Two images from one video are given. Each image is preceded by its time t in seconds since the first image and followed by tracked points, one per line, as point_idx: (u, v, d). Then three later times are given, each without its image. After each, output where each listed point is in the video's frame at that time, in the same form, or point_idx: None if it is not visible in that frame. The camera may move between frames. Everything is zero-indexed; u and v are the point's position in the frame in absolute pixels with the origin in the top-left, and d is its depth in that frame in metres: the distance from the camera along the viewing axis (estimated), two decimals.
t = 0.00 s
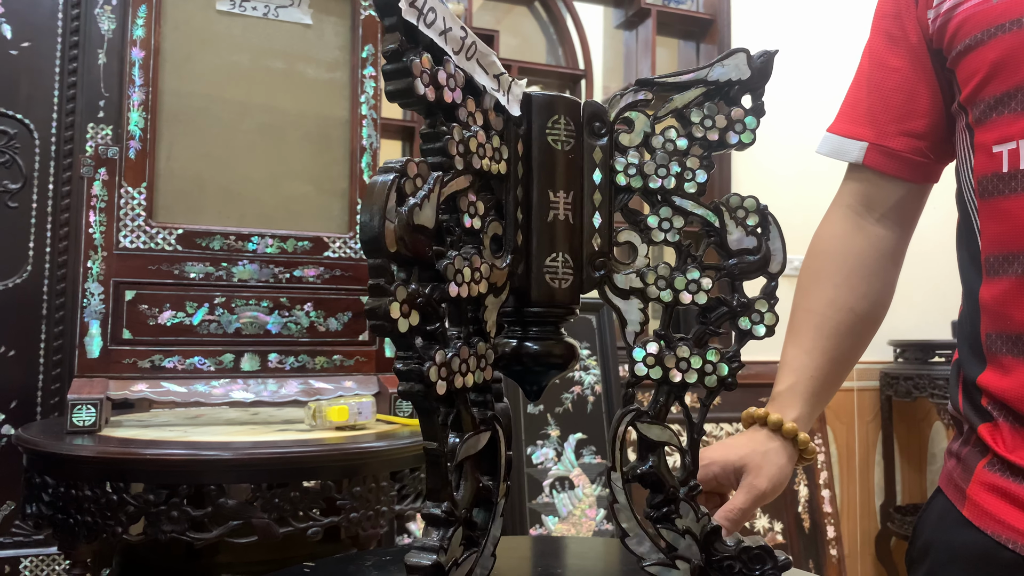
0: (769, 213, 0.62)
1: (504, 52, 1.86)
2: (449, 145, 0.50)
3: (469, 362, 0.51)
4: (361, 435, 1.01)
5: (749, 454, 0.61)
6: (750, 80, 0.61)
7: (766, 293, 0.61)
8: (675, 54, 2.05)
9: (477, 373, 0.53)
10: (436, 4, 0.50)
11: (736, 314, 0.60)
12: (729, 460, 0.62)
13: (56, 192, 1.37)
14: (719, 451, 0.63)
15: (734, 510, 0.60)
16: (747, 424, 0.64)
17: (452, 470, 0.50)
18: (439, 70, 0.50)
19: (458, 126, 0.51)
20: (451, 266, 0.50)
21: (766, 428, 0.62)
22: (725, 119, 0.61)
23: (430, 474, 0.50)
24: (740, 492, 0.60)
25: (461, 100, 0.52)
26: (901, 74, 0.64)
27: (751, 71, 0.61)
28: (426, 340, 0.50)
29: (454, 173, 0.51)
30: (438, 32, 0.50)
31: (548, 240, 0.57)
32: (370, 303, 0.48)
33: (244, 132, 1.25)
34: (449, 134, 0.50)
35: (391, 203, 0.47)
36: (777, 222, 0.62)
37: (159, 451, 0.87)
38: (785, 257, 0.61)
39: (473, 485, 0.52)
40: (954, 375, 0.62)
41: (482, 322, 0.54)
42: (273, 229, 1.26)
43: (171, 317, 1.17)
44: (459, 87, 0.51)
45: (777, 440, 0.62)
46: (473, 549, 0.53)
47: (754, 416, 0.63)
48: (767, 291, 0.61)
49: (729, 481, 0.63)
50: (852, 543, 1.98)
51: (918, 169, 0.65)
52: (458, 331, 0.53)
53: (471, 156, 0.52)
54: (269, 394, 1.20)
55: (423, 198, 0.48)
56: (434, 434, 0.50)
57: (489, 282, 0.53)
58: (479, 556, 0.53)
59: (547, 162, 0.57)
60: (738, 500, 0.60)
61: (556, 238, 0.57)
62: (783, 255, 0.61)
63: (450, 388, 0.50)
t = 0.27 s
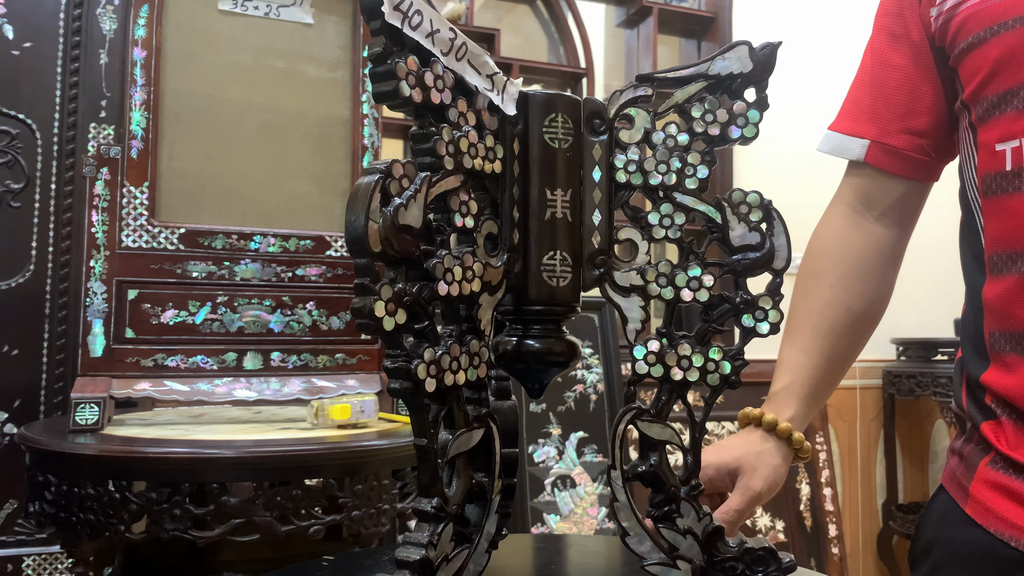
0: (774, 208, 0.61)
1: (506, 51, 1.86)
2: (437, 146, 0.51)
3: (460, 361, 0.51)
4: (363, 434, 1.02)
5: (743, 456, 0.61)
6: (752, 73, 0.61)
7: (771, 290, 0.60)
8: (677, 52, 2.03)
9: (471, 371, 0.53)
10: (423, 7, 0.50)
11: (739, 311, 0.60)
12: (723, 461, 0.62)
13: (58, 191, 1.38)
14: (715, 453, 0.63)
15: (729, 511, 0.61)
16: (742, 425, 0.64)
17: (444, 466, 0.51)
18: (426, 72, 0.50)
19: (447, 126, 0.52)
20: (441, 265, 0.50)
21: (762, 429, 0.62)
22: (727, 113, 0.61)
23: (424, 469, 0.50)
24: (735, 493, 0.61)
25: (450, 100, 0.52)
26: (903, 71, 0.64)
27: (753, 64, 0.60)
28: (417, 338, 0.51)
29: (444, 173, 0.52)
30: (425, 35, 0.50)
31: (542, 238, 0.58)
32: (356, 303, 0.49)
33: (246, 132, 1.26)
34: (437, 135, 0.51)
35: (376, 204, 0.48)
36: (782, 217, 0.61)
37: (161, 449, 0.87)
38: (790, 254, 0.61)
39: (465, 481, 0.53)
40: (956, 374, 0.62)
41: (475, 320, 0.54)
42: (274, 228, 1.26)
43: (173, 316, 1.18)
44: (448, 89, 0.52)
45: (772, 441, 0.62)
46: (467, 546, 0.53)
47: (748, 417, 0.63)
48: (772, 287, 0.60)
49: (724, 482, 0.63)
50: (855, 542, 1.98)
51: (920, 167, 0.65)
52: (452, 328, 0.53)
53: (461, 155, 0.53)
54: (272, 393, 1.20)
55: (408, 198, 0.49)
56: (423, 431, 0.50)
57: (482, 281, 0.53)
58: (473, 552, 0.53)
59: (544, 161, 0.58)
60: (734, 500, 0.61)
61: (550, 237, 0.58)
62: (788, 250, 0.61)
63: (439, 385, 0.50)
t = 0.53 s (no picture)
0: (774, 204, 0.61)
1: (504, 49, 1.86)
2: (425, 145, 0.51)
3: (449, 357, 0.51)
4: (361, 431, 1.02)
5: (749, 450, 0.62)
6: (752, 65, 0.60)
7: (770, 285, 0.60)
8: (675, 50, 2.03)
9: (462, 368, 0.53)
10: (410, 8, 0.51)
11: (737, 309, 0.59)
12: (729, 455, 0.62)
13: (56, 189, 1.37)
14: (718, 447, 0.63)
15: (734, 505, 0.60)
16: (746, 419, 0.64)
17: (435, 461, 0.51)
18: (413, 72, 0.51)
19: (436, 125, 0.52)
20: (427, 263, 0.51)
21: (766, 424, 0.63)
22: (725, 107, 0.61)
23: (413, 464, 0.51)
24: (739, 488, 0.60)
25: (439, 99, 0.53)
26: (902, 68, 0.64)
27: (751, 57, 0.60)
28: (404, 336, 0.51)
29: (432, 171, 0.52)
30: (412, 35, 0.51)
31: (537, 235, 0.57)
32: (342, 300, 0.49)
33: (242, 129, 1.26)
34: (425, 133, 0.52)
35: (360, 202, 0.49)
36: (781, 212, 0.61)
37: (160, 447, 0.87)
38: (789, 250, 0.60)
39: (457, 477, 0.53)
40: (955, 370, 0.62)
41: (467, 317, 0.54)
42: (272, 226, 1.26)
43: (171, 314, 1.17)
44: (436, 88, 0.52)
45: (777, 435, 0.62)
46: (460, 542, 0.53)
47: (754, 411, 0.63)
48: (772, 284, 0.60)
49: (728, 476, 0.63)
50: (852, 539, 1.99)
51: (921, 164, 0.65)
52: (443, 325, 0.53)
53: (450, 154, 0.53)
54: (270, 390, 1.20)
55: (393, 196, 0.49)
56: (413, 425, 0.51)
57: (474, 278, 0.53)
58: (463, 547, 0.53)
59: (539, 157, 0.58)
60: (738, 495, 0.60)
61: (544, 234, 0.58)
62: (787, 246, 0.60)
63: (427, 382, 0.50)
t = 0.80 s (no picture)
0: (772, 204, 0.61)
1: (503, 51, 1.86)
2: (415, 149, 0.52)
3: (439, 360, 0.52)
4: (359, 433, 1.02)
5: (752, 451, 0.62)
6: (750, 64, 0.60)
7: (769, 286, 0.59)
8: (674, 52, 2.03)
9: (453, 370, 0.53)
10: (398, 13, 0.51)
11: (735, 311, 0.59)
12: (732, 454, 0.63)
13: (54, 190, 1.37)
14: (721, 447, 0.64)
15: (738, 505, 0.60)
16: (751, 421, 0.65)
17: (424, 461, 0.52)
18: (402, 77, 0.51)
19: (426, 129, 0.53)
20: (417, 266, 0.51)
21: (769, 425, 0.64)
22: (721, 106, 0.60)
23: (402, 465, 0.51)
24: (744, 489, 0.61)
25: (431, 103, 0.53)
26: (903, 71, 0.64)
27: (750, 56, 0.60)
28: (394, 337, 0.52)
29: (422, 174, 0.52)
30: (400, 41, 0.51)
31: (533, 237, 0.58)
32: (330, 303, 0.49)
33: (241, 131, 1.26)
34: (414, 137, 0.52)
35: (347, 206, 0.49)
36: (778, 213, 0.60)
37: (157, 448, 0.87)
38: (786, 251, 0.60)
39: (448, 479, 0.54)
40: (954, 372, 0.63)
41: (459, 320, 0.55)
42: (270, 227, 1.26)
43: (169, 316, 1.17)
44: (426, 93, 0.52)
45: (780, 436, 0.63)
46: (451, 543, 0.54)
47: (757, 412, 0.64)
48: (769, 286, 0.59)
49: (732, 476, 0.63)
50: (850, 541, 1.99)
51: (922, 167, 0.66)
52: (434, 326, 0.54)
53: (441, 157, 0.53)
54: (268, 392, 1.19)
55: (380, 200, 0.49)
56: (402, 427, 0.51)
57: (465, 280, 0.54)
58: (455, 547, 0.54)
59: (535, 159, 0.58)
60: (742, 496, 0.61)
61: (540, 236, 0.58)
62: (784, 246, 0.60)
63: (416, 383, 0.51)
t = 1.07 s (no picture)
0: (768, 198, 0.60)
1: (502, 48, 1.86)
2: (406, 147, 0.52)
3: (431, 355, 0.52)
4: (358, 429, 1.02)
5: (758, 447, 0.61)
6: (745, 56, 0.60)
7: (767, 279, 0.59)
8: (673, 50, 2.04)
9: (446, 366, 0.53)
10: (388, 13, 0.52)
11: (730, 305, 0.59)
12: (739, 450, 0.61)
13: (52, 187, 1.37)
14: (728, 443, 0.63)
15: (745, 503, 0.58)
16: (756, 417, 0.64)
17: (417, 456, 0.52)
18: (392, 75, 0.52)
19: (417, 127, 0.53)
20: (408, 262, 0.52)
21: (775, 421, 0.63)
22: (717, 100, 0.60)
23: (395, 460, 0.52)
24: (751, 485, 0.59)
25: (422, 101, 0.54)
26: (908, 66, 0.64)
27: (745, 49, 0.60)
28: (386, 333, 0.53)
29: (413, 171, 0.53)
30: (390, 39, 0.52)
31: (528, 233, 0.58)
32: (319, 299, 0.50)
33: (239, 128, 1.25)
34: (405, 135, 0.53)
35: (335, 203, 0.50)
36: (775, 207, 0.60)
37: (156, 445, 0.87)
38: (784, 245, 0.59)
39: (441, 474, 0.54)
40: (956, 368, 0.63)
41: (453, 317, 0.55)
42: (269, 225, 1.26)
43: (168, 313, 1.18)
44: (417, 92, 0.53)
45: (787, 433, 0.62)
46: (445, 537, 0.54)
47: (763, 408, 0.63)
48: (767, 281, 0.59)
49: (739, 472, 0.62)
50: (850, 537, 1.99)
51: (928, 161, 0.65)
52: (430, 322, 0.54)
53: (432, 155, 0.54)
54: (267, 389, 1.17)
55: (369, 197, 0.50)
56: (395, 422, 0.51)
57: (458, 277, 0.54)
58: (448, 541, 0.54)
59: (529, 155, 0.58)
60: (749, 492, 0.58)
61: (537, 232, 0.58)
62: (782, 240, 0.60)
63: (408, 378, 0.52)
